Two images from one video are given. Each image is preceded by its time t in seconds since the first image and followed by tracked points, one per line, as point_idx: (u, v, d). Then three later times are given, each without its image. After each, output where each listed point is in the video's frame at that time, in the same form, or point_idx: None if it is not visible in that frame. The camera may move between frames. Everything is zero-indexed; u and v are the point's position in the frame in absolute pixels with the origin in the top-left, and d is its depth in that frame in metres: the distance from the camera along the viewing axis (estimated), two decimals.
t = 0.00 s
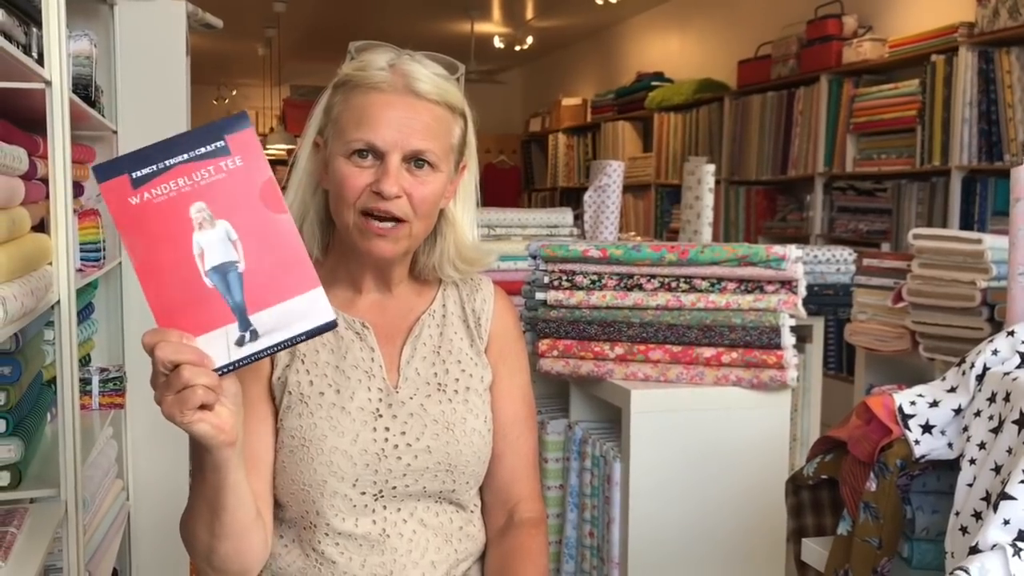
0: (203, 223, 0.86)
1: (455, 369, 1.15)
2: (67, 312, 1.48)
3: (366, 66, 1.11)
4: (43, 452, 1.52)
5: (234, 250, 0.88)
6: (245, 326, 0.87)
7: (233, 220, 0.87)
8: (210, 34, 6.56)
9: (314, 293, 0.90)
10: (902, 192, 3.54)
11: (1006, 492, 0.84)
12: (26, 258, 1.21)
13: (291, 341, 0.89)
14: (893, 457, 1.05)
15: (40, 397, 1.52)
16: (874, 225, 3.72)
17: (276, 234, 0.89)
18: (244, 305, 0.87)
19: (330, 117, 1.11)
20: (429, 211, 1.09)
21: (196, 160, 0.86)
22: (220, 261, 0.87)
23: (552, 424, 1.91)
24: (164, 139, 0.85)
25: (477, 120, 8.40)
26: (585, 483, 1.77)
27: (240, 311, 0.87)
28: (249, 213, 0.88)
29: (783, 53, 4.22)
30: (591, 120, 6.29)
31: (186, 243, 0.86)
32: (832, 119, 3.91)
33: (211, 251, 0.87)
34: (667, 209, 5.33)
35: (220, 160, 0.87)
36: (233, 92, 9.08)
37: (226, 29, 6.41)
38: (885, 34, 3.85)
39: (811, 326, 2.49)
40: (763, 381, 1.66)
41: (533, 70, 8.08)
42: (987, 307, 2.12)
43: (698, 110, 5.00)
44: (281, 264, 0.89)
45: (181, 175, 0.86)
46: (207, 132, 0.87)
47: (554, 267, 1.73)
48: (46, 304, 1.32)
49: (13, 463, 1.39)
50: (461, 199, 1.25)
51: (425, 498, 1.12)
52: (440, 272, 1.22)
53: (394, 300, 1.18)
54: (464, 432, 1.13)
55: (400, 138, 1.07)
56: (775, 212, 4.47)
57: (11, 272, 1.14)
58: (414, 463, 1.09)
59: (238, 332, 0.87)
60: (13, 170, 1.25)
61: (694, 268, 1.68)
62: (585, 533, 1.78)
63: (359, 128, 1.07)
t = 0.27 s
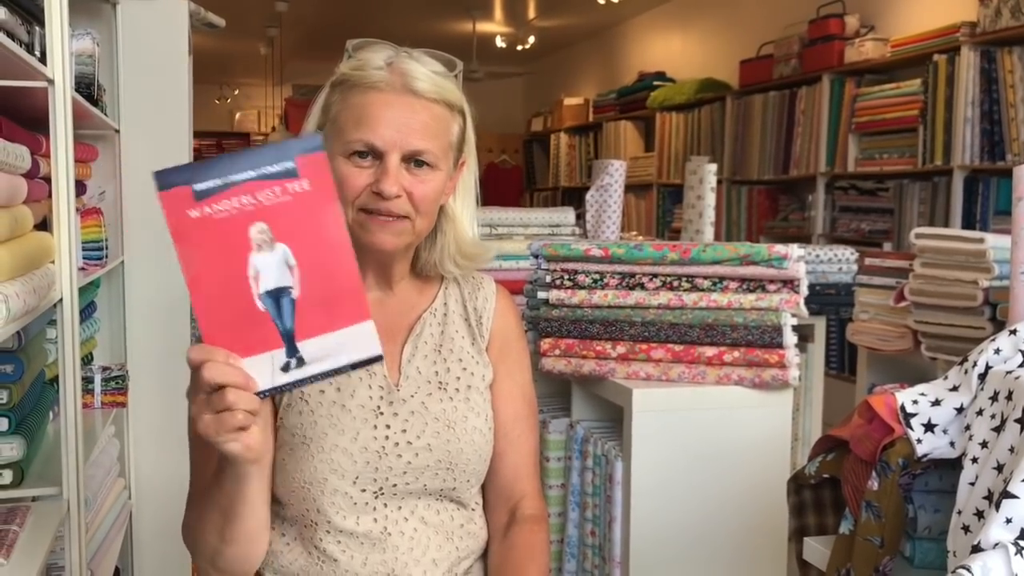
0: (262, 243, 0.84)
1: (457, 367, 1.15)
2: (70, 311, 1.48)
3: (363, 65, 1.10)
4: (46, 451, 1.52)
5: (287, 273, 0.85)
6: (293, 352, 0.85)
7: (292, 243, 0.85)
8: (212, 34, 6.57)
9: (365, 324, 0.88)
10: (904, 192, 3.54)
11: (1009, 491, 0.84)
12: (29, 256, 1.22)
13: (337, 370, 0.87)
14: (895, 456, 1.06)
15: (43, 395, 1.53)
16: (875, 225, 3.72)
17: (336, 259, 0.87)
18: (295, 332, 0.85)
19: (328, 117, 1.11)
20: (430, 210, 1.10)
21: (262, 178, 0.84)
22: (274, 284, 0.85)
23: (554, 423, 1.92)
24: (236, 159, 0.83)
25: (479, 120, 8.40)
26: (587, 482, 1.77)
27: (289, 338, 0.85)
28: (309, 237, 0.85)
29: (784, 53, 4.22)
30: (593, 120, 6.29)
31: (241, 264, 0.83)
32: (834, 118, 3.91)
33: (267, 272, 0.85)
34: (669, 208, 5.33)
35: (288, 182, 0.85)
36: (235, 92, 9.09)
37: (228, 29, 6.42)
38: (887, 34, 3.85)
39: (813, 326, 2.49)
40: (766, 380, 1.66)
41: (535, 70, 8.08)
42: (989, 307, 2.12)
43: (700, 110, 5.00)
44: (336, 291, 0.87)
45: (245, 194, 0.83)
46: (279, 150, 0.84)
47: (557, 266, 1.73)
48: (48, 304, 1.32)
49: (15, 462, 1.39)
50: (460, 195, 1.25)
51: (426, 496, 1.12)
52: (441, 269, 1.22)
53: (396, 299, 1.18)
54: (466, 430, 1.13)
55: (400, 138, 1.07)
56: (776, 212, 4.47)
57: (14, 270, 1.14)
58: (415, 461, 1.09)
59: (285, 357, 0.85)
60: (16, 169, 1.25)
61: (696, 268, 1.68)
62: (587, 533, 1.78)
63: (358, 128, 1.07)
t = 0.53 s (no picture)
0: (481, 417, 0.89)
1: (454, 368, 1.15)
2: (69, 311, 1.47)
3: (366, 77, 1.07)
4: (45, 452, 1.52)
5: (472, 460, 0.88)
6: (416, 498, 0.87)
7: (493, 440, 0.89)
8: (212, 34, 6.57)
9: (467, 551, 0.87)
10: (905, 191, 3.53)
11: (1011, 491, 0.83)
12: (28, 257, 1.21)
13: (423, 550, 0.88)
14: (897, 456, 1.05)
15: (41, 397, 1.52)
16: (876, 224, 3.72)
17: (504, 481, 0.88)
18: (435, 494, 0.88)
19: (332, 125, 1.08)
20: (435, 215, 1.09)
21: (525, 382, 0.90)
22: (460, 446, 0.88)
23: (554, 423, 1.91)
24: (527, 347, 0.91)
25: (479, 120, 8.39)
26: (588, 483, 1.77)
27: (423, 492, 0.87)
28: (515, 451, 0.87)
29: (785, 52, 4.22)
30: (593, 119, 6.29)
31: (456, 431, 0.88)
32: (835, 118, 3.91)
33: (464, 433, 0.89)
34: (669, 208, 5.33)
35: (537, 403, 0.90)
36: (235, 92, 9.10)
37: (228, 29, 6.41)
38: (888, 33, 3.84)
39: (814, 326, 2.49)
40: (767, 380, 1.65)
41: (536, 70, 8.07)
42: (991, 307, 2.12)
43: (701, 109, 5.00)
44: (477, 506, 0.88)
45: (507, 374, 0.91)
46: (569, 378, 0.90)
47: (557, 266, 1.73)
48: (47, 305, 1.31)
49: (15, 464, 1.39)
50: (453, 191, 1.22)
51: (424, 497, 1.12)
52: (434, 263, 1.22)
53: (391, 297, 1.17)
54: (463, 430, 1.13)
55: (410, 149, 1.05)
56: (777, 211, 4.46)
57: (13, 271, 1.14)
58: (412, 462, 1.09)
59: (406, 495, 0.87)
60: (15, 168, 1.25)
61: (696, 267, 1.68)
62: (587, 533, 1.78)
63: (369, 140, 1.05)
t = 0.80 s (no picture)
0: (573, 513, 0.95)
1: (452, 366, 1.16)
2: (72, 312, 1.48)
3: (372, 82, 1.06)
4: (48, 453, 1.52)
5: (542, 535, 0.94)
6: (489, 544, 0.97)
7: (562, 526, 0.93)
8: (214, 35, 6.56)
9: None
10: (907, 190, 3.53)
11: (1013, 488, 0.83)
12: (31, 257, 1.21)
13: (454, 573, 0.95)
14: (899, 453, 1.05)
15: (44, 398, 1.52)
16: (879, 224, 3.72)
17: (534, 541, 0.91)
18: None
19: (337, 131, 1.08)
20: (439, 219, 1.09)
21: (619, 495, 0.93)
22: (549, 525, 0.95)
23: (557, 423, 1.91)
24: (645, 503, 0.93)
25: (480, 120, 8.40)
26: (591, 482, 1.77)
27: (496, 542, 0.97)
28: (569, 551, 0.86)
29: (786, 52, 4.21)
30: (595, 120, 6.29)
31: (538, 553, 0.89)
32: (836, 117, 3.91)
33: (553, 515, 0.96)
34: (671, 208, 5.33)
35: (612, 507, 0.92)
36: (237, 94, 9.10)
37: (230, 31, 6.41)
38: (889, 32, 3.84)
39: (817, 325, 2.48)
40: (769, 380, 1.65)
41: (537, 70, 8.08)
42: (993, 305, 2.12)
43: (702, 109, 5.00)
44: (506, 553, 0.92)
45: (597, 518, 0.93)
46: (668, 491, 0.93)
47: (559, 266, 1.73)
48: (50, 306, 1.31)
49: (18, 465, 1.39)
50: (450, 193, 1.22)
51: (426, 494, 1.13)
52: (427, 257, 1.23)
53: (389, 297, 1.17)
54: (463, 428, 1.13)
55: (420, 157, 1.06)
56: (779, 211, 4.46)
57: (16, 272, 1.14)
58: (413, 461, 1.10)
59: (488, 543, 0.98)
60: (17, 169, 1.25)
61: (698, 266, 1.68)
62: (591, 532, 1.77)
63: (377, 147, 1.05)
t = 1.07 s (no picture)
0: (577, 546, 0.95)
1: (457, 366, 1.15)
2: (78, 316, 1.48)
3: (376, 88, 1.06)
4: (55, 456, 1.52)
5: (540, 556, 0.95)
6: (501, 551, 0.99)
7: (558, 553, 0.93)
8: (217, 39, 6.57)
9: None
10: (911, 189, 3.52)
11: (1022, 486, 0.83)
12: (37, 261, 1.22)
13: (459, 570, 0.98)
14: (908, 451, 1.04)
15: (51, 402, 1.52)
16: (883, 223, 3.71)
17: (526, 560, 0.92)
18: None
19: (341, 133, 1.08)
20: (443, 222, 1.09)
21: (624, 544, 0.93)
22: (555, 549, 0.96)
23: (563, 424, 1.91)
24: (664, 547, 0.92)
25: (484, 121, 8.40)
26: (598, 482, 1.76)
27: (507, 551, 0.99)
28: None
29: (790, 51, 4.21)
30: (598, 121, 6.28)
31: None
32: (840, 116, 3.90)
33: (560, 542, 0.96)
34: (676, 208, 5.32)
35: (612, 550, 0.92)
36: (241, 97, 9.11)
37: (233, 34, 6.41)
38: (893, 31, 3.83)
39: (822, 325, 2.48)
40: (775, 379, 1.65)
41: (541, 72, 8.08)
42: (1000, 303, 2.12)
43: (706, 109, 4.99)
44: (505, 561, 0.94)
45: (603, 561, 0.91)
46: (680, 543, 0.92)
47: (564, 266, 1.73)
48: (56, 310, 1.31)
49: (25, 468, 1.39)
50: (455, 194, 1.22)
51: (432, 494, 1.13)
52: (433, 258, 1.23)
53: (393, 298, 1.17)
54: (469, 428, 1.13)
55: (422, 161, 1.05)
56: (784, 211, 4.45)
57: (22, 275, 1.15)
58: (419, 461, 1.10)
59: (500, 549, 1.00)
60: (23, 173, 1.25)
61: (704, 266, 1.67)
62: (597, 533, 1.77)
63: (380, 151, 1.05)
